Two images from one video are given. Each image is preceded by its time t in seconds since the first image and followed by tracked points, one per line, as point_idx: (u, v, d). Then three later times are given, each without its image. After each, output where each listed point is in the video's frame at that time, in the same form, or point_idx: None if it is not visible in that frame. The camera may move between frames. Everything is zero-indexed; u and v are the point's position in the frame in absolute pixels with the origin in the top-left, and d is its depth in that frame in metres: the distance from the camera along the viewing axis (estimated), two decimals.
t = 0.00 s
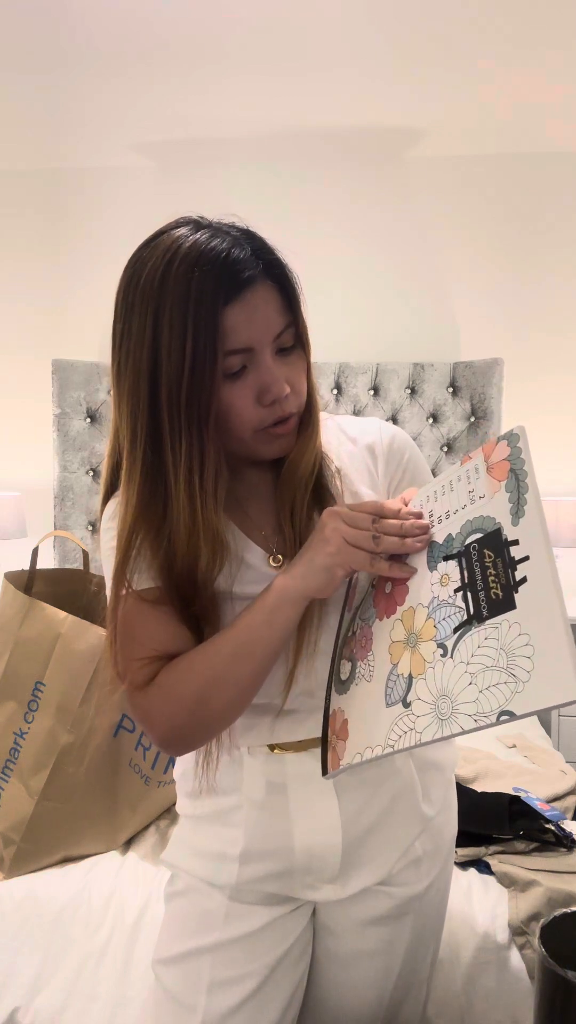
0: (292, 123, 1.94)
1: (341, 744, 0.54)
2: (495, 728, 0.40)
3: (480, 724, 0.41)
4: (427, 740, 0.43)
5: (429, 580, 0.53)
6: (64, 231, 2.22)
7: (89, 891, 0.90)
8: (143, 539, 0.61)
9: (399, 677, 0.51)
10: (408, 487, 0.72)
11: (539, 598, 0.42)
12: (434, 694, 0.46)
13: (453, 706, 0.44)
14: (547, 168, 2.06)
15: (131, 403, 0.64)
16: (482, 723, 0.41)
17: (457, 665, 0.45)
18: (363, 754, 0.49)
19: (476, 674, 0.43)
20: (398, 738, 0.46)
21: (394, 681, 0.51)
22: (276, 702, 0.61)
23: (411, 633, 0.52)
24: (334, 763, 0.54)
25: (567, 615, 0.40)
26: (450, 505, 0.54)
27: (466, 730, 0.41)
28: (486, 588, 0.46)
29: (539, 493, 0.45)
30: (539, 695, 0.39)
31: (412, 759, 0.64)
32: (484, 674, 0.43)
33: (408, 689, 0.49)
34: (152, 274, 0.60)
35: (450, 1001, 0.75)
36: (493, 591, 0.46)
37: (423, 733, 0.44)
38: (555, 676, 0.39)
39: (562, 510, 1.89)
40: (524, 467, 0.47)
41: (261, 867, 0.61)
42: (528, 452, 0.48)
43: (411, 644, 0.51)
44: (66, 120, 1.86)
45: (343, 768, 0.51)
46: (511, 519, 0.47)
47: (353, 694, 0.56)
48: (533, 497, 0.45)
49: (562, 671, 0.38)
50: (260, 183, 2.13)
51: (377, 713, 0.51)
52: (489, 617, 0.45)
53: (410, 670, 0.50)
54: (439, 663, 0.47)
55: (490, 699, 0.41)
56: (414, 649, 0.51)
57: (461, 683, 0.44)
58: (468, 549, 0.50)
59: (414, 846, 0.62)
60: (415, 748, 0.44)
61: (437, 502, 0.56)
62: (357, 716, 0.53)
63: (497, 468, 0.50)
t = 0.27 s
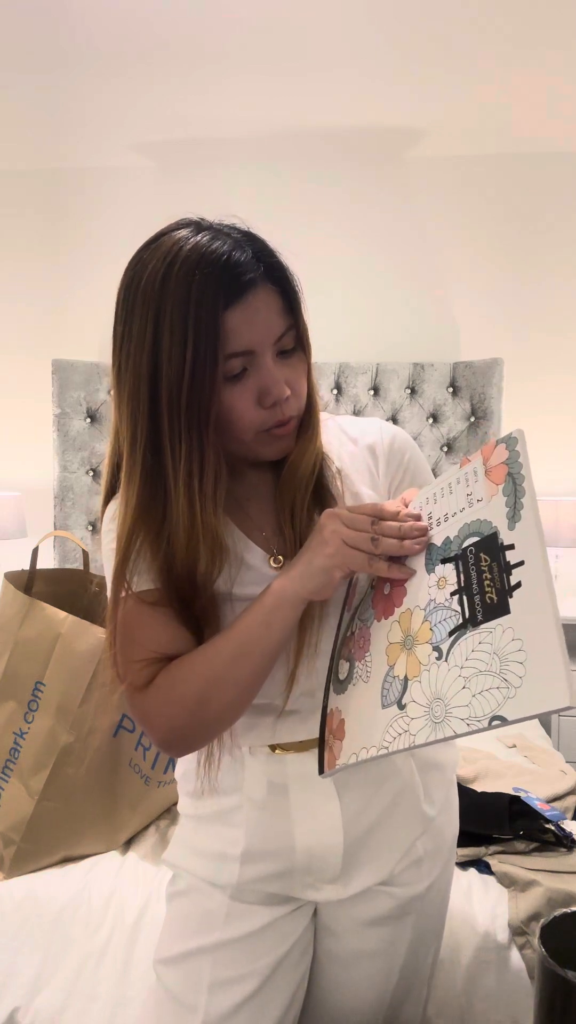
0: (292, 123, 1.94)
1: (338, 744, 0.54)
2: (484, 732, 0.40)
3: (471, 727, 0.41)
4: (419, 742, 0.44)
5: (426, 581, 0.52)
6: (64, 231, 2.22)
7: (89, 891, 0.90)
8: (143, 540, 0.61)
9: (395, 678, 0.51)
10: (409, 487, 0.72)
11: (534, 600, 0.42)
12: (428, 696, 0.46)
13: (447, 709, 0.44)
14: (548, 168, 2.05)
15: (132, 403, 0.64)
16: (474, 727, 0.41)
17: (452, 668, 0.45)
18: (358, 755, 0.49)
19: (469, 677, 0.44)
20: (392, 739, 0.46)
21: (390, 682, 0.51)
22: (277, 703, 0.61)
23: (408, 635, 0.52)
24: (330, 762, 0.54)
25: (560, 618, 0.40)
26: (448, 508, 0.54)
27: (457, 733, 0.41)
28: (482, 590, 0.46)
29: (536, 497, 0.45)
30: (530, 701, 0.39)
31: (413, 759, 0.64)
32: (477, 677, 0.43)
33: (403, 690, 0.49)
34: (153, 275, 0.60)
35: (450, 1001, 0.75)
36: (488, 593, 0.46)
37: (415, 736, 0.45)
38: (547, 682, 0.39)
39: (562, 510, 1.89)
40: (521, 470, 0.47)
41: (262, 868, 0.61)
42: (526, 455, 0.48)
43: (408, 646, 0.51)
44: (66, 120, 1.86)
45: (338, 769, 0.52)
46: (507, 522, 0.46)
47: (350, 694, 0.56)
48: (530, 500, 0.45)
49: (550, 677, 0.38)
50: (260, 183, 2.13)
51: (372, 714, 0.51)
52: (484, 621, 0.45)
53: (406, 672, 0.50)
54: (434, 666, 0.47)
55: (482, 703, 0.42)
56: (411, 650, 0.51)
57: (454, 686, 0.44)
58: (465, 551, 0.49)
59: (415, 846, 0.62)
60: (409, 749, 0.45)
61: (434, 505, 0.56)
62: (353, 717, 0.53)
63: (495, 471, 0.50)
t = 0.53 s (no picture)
0: (292, 123, 1.94)
1: (339, 744, 0.54)
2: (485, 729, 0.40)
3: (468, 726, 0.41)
4: (420, 740, 0.44)
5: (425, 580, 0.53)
6: (64, 231, 2.22)
7: (89, 891, 0.90)
8: (144, 540, 0.61)
9: (395, 677, 0.51)
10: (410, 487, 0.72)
11: (531, 596, 0.42)
12: (428, 695, 0.46)
13: (446, 707, 0.44)
14: (548, 168, 2.06)
15: (134, 403, 0.63)
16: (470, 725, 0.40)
17: (451, 666, 0.45)
18: (359, 754, 0.49)
19: (466, 676, 0.43)
20: (393, 739, 0.46)
21: (390, 681, 0.51)
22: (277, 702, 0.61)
23: (408, 633, 0.52)
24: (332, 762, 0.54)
25: (559, 616, 0.39)
26: (447, 506, 0.54)
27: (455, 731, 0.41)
28: (480, 587, 0.46)
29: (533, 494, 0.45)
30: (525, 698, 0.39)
31: (414, 759, 0.64)
32: (474, 676, 0.43)
33: (403, 689, 0.49)
34: (154, 276, 0.60)
35: (450, 1001, 0.75)
36: (485, 592, 0.46)
37: (416, 734, 0.44)
38: (543, 679, 0.38)
39: (562, 510, 1.89)
40: (517, 466, 0.47)
41: (262, 868, 0.61)
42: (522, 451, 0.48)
43: (408, 644, 0.51)
44: (66, 120, 1.86)
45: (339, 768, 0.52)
46: (504, 519, 0.47)
47: (351, 694, 0.56)
48: (525, 495, 0.45)
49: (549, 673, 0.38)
50: (260, 183, 2.13)
51: (373, 714, 0.51)
52: (482, 618, 0.45)
53: (406, 671, 0.50)
54: (434, 664, 0.47)
55: (478, 701, 0.41)
56: (411, 648, 0.51)
57: (452, 685, 0.44)
58: (463, 549, 0.49)
59: (415, 846, 0.62)
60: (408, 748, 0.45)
61: (434, 503, 0.56)
62: (354, 717, 0.53)
63: (493, 468, 0.50)
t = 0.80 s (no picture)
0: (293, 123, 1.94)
1: (339, 739, 0.54)
2: (478, 721, 0.39)
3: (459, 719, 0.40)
4: (414, 732, 0.43)
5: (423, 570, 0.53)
6: (64, 231, 2.22)
7: (89, 892, 0.90)
8: (145, 540, 0.61)
9: (394, 670, 0.51)
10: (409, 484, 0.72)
11: (523, 582, 0.42)
12: (424, 688, 0.46)
13: (440, 700, 0.43)
14: (548, 168, 2.06)
15: (134, 403, 0.63)
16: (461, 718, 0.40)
17: (447, 659, 0.45)
18: (353, 749, 0.48)
19: (461, 669, 0.43)
20: (388, 733, 0.46)
21: (389, 674, 0.51)
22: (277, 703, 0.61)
23: (407, 628, 0.52)
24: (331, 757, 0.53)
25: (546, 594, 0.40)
26: (446, 499, 0.54)
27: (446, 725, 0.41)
28: (476, 579, 0.46)
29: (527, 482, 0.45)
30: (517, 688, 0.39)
31: (413, 760, 0.64)
32: (469, 669, 0.43)
33: (401, 683, 0.49)
34: (155, 275, 0.60)
35: (450, 1001, 0.75)
36: (482, 583, 0.46)
37: (411, 726, 0.44)
38: (536, 668, 0.38)
39: (562, 510, 1.89)
40: (515, 458, 0.47)
41: (261, 868, 0.61)
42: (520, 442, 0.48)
43: (406, 639, 0.51)
44: (67, 120, 1.86)
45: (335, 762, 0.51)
46: (500, 510, 0.47)
47: (351, 690, 0.55)
48: (522, 486, 0.45)
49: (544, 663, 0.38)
50: (260, 182, 2.13)
51: (371, 708, 0.51)
52: (478, 610, 0.45)
53: (404, 665, 0.50)
54: (430, 657, 0.47)
55: (471, 694, 0.41)
56: (409, 642, 0.51)
57: (447, 678, 0.44)
58: (460, 541, 0.49)
59: (414, 846, 0.62)
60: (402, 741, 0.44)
61: (435, 496, 0.56)
62: (353, 712, 0.53)
63: (491, 460, 0.51)
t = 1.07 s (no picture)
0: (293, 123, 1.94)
1: (334, 745, 0.54)
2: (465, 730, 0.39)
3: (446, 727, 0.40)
4: (403, 740, 0.43)
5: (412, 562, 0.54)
6: (63, 230, 2.22)
7: (89, 892, 0.90)
8: (145, 540, 0.61)
9: (385, 677, 0.51)
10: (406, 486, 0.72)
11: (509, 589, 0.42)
12: (414, 696, 0.46)
13: (429, 708, 0.43)
14: (548, 168, 2.06)
15: (133, 403, 0.63)
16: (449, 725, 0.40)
17: (436, 666, 0.45)
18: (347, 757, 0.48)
19: (450, 676, 0.43)
20: (379, 740, 0.46)
21: (381, 681, 0.51)
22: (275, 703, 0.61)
23: (398, 634, 0.52)
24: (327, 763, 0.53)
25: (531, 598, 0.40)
26: (436, 505, 0.54)
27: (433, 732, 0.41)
28: (463, 588, 0.46)
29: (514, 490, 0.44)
30: (503, 695, 0.38)
31: (411, 759, 0.64)
32: (456, 676, 0.42)
33: (391, 690, 0.49)
34: (153, 274, 0.60)
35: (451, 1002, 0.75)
36: (469, 591, 0.46)
37: (400, 734, 0.44)
38: (522, 674, 0.38)
39: (562, 510, 1.89)
40: (501, 464, 0.47)
41: (259, 868, 0.61)
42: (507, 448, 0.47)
43: (397, 645, 0.51)
44: (67, 120, 1.86)
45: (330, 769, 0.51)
46: (487, 517, 0.46)
47: (346, 694, 0.55)
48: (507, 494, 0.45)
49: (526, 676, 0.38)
50: (260, 182, 2.13)
51: (363, 715, 0.51)
52: (465, 618, 0.45)
53: (395, 672, 0.50)
54: (420, 665, 0.47)
55: (458, 701, 0.41)
56: (400, 648, 0.50)
57: (436, 686, 0.44)
58: (448, 548, 0.49)
59: (413, 846, 0.62)
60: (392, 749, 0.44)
61: (427, 501, 0.56)
62: (348, 717, 0.53)
63: (479, 466, 0.50)
